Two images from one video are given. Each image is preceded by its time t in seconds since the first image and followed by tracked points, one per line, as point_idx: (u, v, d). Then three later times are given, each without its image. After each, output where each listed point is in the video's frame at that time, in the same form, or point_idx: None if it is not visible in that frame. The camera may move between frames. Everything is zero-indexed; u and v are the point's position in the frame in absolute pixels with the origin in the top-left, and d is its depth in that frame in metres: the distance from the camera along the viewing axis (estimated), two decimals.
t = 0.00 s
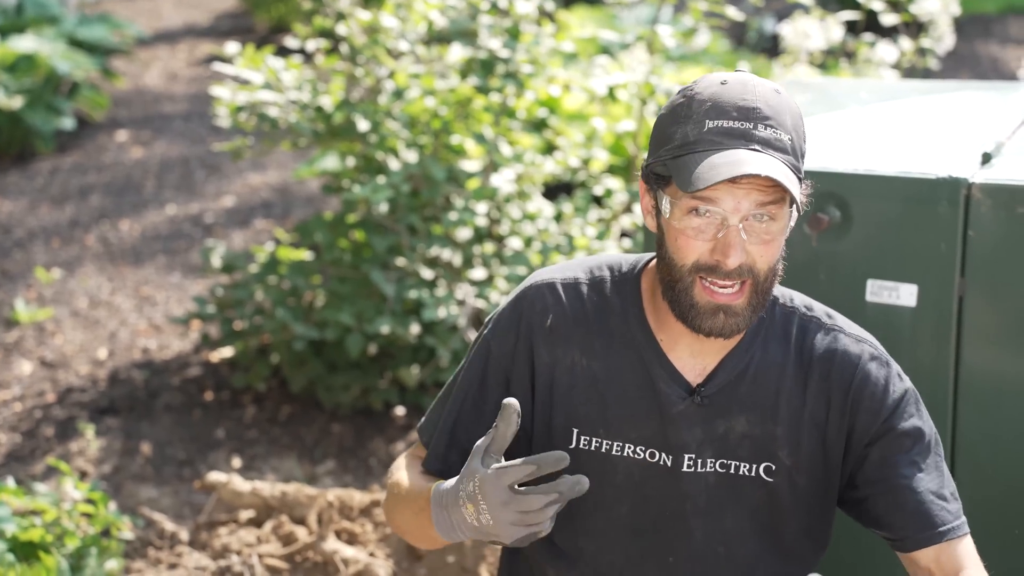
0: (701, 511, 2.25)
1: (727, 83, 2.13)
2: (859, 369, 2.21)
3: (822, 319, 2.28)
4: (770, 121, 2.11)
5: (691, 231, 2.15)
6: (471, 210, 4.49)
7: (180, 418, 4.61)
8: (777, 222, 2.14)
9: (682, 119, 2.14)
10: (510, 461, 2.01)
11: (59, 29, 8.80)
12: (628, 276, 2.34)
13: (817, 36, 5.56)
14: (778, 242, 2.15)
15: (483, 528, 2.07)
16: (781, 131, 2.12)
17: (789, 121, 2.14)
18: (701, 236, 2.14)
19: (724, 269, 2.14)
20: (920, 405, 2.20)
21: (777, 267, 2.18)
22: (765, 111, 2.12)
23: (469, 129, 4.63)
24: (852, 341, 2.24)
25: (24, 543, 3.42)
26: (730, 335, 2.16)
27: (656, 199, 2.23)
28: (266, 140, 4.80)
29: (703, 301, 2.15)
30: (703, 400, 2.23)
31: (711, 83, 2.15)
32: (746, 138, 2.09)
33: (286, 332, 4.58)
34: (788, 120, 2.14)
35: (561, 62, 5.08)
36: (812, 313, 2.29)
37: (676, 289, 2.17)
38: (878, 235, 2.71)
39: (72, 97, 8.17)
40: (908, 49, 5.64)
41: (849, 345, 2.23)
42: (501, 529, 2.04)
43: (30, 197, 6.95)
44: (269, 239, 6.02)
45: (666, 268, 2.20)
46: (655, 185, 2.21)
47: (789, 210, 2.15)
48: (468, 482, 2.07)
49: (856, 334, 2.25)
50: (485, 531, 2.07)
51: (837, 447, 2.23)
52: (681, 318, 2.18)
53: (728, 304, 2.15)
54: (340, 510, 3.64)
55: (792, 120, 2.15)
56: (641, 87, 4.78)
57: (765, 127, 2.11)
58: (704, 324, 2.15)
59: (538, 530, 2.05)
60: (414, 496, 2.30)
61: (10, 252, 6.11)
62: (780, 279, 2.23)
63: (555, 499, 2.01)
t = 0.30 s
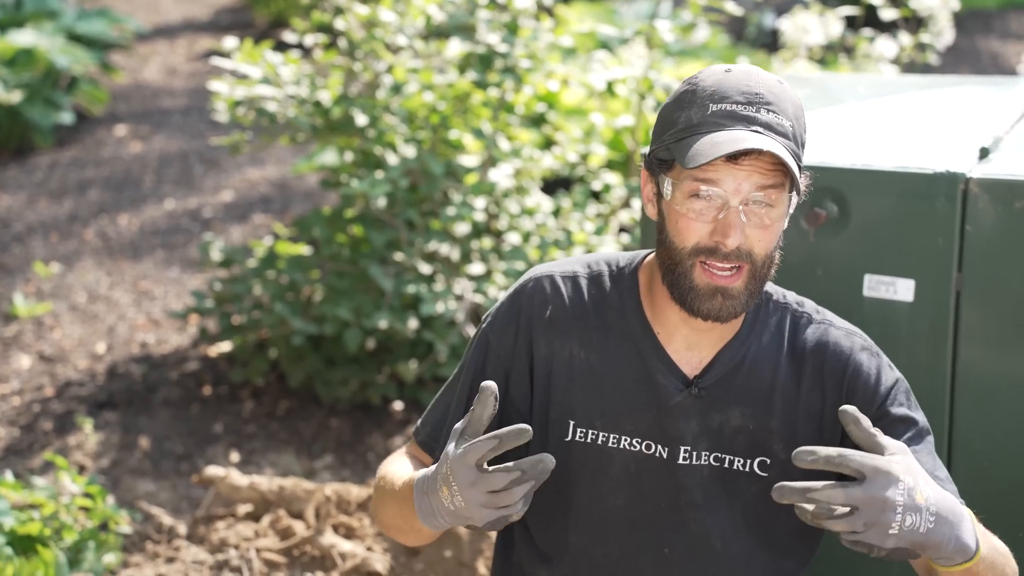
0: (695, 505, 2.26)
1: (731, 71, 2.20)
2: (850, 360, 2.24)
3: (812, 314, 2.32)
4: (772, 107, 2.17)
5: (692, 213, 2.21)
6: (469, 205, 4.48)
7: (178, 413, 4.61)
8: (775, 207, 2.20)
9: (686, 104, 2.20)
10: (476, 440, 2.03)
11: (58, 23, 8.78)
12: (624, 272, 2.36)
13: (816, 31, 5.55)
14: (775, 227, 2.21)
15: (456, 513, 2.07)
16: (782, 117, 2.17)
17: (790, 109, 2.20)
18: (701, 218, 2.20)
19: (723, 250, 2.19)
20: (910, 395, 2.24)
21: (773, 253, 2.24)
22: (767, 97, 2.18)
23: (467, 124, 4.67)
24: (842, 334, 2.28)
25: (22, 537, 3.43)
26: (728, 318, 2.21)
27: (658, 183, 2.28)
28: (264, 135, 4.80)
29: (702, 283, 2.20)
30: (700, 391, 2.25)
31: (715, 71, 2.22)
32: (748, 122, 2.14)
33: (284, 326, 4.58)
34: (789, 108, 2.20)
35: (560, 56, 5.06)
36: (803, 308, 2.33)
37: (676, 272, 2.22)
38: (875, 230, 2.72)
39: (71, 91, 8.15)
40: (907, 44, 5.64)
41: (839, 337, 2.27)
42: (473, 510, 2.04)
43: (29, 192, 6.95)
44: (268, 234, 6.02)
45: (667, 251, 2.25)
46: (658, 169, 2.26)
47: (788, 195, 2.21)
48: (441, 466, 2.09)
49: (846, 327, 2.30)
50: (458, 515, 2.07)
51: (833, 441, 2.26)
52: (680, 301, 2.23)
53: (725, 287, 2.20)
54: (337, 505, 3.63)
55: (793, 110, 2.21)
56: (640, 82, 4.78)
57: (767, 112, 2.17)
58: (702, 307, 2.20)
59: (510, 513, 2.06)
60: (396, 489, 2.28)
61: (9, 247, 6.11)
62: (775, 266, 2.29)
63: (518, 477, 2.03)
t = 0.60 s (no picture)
0: (689, 494, 2.25)
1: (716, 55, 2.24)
2: (841, 343, 2.24)
3: (801, 300, 2.33)
4: (757, 87, 2.20)
5: (677, 192, 2.23)
6: (468, 203, 4.48)
7: (178, 411, 4.62)
8: (760, 186, 2.21)
9: (670, 85, 2.24)
10: (483, 385, 2.05)
11: (58, 21, 8.78)
12: (614, 264, 2.37)
13: (815, 28, 5.55)
14: (759, 206, 2.23)
15: (457, 462, 2.07)
16: (766, 97, 2.20)
17: (774, 90, 2.23)
18: (685, 196, 2.23)
19: (707, 228, 2.21)
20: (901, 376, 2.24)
21: (759, 234, 2.25)
22: (751, 78, 2.21)
23: (466, 122, 4.65)
24: (831, 318, 2.29)
25: (21, 535, 3.43)
26: (712, 295, 2.22)
27: (644, 166, 2.31)
28: (264, 133, 4.80)
29: (687, 260, 2.21)
30: (691, 378, 2.25)
31: (700, 57, 2.27)
32: (731, 99, 2.17)
33: (284, 325, 4.59)
34: (773, 90, 2.22)
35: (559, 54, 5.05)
36: (791, 295, 2.34)
37: (661, 251, 2.24)
38: (874, 230, 2.72)
39: (72, 89, 8.16)
40: (907, 42, 5.64)
41: (828, 320, 2.27)
42: (474, 455, 2.05)
43: (29, 190, 6.96)
44: (267, 232, 6.03)
45: (652, 232, 2.26)
46: (643, 151, 2.29)
47: (773, 175, 2.23)
48: (443, 416, 2.10)
49: (834, 310, 2.31)
50: (459, 464, 2.07)
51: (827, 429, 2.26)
52: (665, 280, 2.24)
53: (711, 264, 2.21)
54: (337, 503, 3.61)
55: (777, 92, 2.24)
56: (639, 80, 4.80)
57: (751, 92, 2.19)
58: (687, 284, 2.21)
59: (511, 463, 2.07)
60: (386, 461, 2.28)
61: (9, 244, 6.12)
62: (762, 248, 2.30)
63: (527, 421, 2.06)
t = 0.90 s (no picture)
0: (682, 458, 2.25)
1: (674, 27, 2.26)
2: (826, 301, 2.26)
3: (784, 264, 2.34)
4: (711, 59, 2.21)
5: (636, 167, 2.24)
6: (470, 201, 4.47)
7: (179, 409, 4.62)
8: (719, 157, 2.21)
9: (629, 62, 2.26)
10: (472, 220, 2.09)
11: (60, 20, 8.79)
12: (600, 238, 2.37)
13: (817, 28, 5.55)
14: (721, 177, 2.23)
15: (438, 303, 2.06)
16: (721, 68, 2.21)
17: (731, 60, 2.23)
18: (645, 170, 2.23)
19: (666, 201, 2.21)
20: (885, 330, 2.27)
21: (723, 204, 2.25)
22: (706, 49, 2.22)
23: (468, 121, 4.59)
24: (816, 279, 2.30)
25: (23, 533, 3.43)
26: (676, 266, 2.22)
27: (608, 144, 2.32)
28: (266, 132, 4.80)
29: (648, 234, 2.21)
30: (678, 346, 2.26)
31: (657, 31, 2.28)
32: (683, 74, 2.18)
33: (285, 323, 4.60)
34: (730, 60, 2.23)
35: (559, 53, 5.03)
36: (774, 260, 2.35)
37: (624, 226, 2.24)
38: (875, 227, 2.71)
39: (74, 87, 8.16)
40: (908, 42, 5.63)
41: (812, 279, 2.30)
42: (457, 290, 2.04)
43: (30, 188, 6.96)
44: (269, 230, 6.03)
45: (615, 208, 2.27)
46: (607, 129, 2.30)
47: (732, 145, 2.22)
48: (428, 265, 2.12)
49: (817, 271, 2.33)
50: (439, 306, 2.06)
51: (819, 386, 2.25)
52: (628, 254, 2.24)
53: (673, 235, 2.21)
54: (338, 502, 3.66)
55: (736, 61, 2.24)
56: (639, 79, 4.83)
57: (706, 64, 2.21)
58: (650, 254, 2.21)
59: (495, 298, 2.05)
60: (354, 374, 2.21)
61: (11, 242, 6.13)
62: (729, 219, 2.29)
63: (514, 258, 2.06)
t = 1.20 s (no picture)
0: (684, 456, 2.25)
1: (663, 28, 2.23)
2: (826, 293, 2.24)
3: (784, 258, 2.33)
4: (702, 60, 2.19)
5: (632, 170, 2.22)
6: (479, 206, 4.48)
7: (188, 413, 4.63)
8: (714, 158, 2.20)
9: (619, 65, 2.24)
10: (467, 244, 2.10)
11: (69, 24, 8.81)
12: (599, 237, 2.36)
13: (825, 32, 5.55)
14: (716, 177, 2.22)
15: (433, 325, 2.06)
16: (712, 69, 2.20)
17: (721, 59, 2.22)
18: (640, 173, 2.21)
19: (663, 204, 2.20)
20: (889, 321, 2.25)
21: (719, 203, 2.24)
22: (696, 50, 2.20)
23: (477, 125, 4.60)
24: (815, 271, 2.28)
25: (34, 537, 3.44)
26: (675, 268, 2.21)
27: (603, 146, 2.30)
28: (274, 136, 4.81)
29: (646, 237, 2.20)
30: (678, 343, 2.25)
31: (646, 31, 2.25)
32: (675, 76, 2.17)
33: (294, 327, 4.61)
34: (721, 59, 2.21)
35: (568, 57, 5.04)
36: (774, 254, 2.33)
37: (622, 229, 2.22)
38: (886, 231, 2.71)
39: (83, 92, 8.19)
40: (917, 46, 5.63)
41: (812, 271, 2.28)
42: (451, 313, 2.05)
43: (40, 192, 6.98)
44: (277, 234, 6.04)
45: (613, 210, 2.26)
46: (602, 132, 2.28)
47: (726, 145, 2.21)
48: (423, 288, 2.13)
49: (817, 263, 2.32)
50: (435, 328, 2.06)
51: (820, 380, 2.24)
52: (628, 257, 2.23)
53: (671, 237, 2.20)
54: (349, 506, 3.69)
55: (726, 59, 2.23)
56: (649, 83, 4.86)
57: (697, 65, 2.19)
58: (650, 256, 2.20)
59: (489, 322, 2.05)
60: (356, 389, 2.22)
61: (21, 246, 6.14)
62: (725, 216, 2.28)
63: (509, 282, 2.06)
